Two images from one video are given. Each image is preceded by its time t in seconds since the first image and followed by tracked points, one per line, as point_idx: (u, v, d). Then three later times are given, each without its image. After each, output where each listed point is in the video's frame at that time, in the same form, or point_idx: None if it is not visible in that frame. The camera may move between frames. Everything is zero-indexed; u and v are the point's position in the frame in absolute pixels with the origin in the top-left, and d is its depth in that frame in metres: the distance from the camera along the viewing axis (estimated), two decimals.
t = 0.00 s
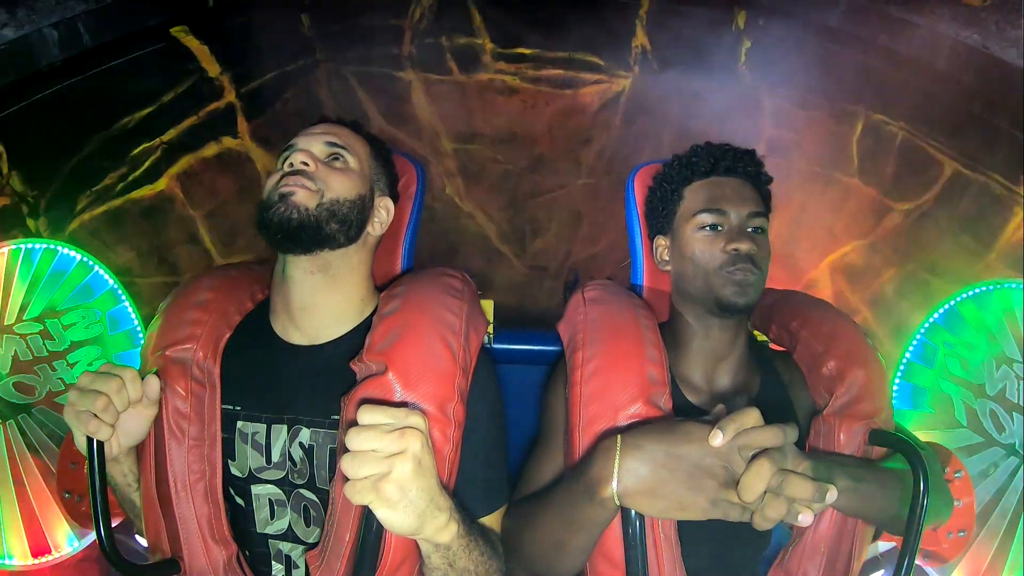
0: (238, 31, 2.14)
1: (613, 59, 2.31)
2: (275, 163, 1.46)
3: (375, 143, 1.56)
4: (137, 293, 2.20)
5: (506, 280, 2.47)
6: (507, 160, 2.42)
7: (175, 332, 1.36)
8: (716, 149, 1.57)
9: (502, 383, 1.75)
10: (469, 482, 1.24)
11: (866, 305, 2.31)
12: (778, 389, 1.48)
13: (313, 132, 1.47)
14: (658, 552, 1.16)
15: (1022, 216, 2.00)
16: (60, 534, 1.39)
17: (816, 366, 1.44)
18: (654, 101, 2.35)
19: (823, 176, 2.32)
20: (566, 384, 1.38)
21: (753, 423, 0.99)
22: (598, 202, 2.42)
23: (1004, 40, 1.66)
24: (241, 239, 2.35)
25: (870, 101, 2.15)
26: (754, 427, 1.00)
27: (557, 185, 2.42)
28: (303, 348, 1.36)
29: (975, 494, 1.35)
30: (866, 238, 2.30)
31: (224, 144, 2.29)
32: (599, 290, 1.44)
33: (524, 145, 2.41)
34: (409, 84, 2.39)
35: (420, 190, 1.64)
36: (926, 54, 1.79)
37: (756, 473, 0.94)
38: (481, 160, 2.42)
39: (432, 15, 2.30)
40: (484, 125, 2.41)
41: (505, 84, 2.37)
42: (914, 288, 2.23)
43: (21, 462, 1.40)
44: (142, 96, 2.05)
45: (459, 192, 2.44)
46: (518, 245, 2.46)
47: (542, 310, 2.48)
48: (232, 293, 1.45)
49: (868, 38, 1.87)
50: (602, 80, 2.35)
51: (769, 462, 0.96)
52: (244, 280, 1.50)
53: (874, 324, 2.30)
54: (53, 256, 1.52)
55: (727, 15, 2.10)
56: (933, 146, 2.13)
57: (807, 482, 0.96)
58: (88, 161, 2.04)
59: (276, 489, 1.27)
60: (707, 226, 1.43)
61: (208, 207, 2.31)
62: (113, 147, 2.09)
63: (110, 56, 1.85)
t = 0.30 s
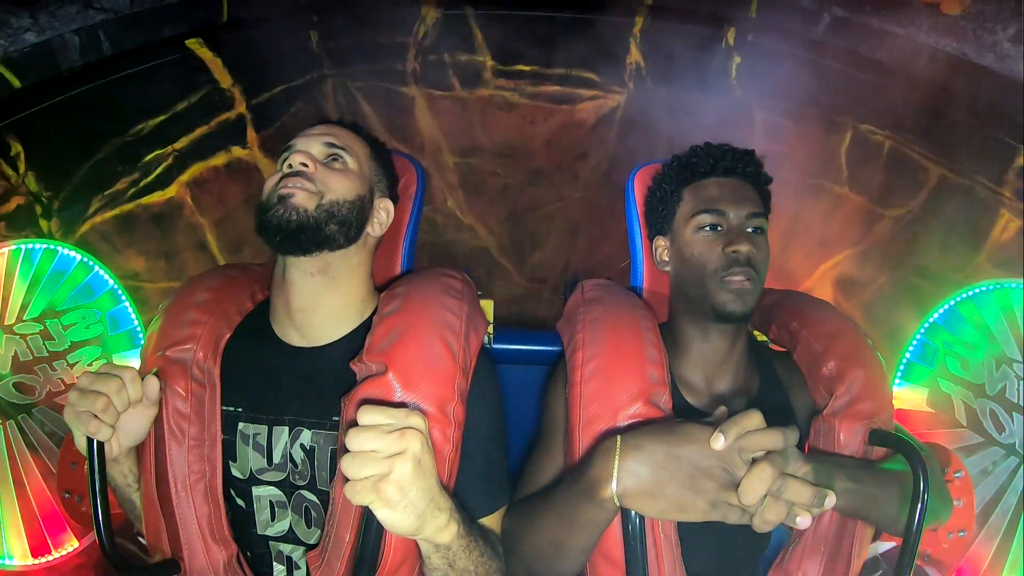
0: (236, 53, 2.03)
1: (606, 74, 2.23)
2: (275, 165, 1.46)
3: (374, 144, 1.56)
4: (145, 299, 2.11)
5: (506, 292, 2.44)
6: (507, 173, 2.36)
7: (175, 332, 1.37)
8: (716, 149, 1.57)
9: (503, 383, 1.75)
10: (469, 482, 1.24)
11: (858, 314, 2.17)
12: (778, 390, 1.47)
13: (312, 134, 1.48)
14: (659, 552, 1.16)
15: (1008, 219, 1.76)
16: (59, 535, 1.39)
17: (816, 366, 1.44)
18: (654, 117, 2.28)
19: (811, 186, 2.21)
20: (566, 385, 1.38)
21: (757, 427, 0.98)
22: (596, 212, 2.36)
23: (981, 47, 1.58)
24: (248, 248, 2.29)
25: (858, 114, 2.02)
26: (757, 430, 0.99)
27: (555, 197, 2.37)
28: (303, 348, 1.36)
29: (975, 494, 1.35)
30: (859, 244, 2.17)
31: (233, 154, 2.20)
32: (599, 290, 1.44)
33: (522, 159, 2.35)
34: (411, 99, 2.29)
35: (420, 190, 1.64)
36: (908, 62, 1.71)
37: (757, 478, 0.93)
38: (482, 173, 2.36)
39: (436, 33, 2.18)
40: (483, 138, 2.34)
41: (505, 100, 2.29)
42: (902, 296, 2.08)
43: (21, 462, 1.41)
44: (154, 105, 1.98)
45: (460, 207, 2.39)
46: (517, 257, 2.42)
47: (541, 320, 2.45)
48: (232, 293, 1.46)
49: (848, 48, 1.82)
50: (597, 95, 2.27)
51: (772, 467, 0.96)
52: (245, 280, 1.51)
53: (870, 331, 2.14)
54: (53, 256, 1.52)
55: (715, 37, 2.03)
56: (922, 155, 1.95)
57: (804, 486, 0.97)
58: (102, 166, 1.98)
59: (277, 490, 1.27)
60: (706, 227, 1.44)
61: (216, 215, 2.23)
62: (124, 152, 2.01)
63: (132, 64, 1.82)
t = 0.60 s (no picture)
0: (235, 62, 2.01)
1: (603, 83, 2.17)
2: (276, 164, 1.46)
3: (375, 144, 1.57)
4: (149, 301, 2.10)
5: (506, 300, 2.34)
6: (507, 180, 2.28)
7: (175, 333, 1.37)
8: (716, 151, 1.59)
9: (502, 383, 1.75)
10: (469, 482, 1.24)
11: (858, 317, 2.13)
12: (777, 390, 1.47)
13: (313, 133, 1.48)
14: (659, 553, 1.16)
15: (1001, 219, 1.89)
16: (59, 535, 1.39)
17: (816, 366, 1.44)
18: (653, 123, 2.19)
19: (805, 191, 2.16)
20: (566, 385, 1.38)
21: (761, 427, 0.99)
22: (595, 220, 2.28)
23: (969, 51, 1.65)
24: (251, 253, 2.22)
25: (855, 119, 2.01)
26: (761, 432, 0.98)
27: (555, 206, 2.28)
28: (303, 349, 1.36)
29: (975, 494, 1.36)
30: (854, 250, 2.13)
31: (239, 159, 2.16)
32: (599, 291, 1.45)
33: (521, 166, 2.27)
34: (413, 108, 2.23)
35: (420, 190, 1.64)
36: (897, 67, 1.75)
37: (757, 483, 0.93)
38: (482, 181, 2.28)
39: (438, 43, 2.13)
40: (485, 148, 2.26)
41: (506, 109, 2.23)
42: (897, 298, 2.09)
43: (22, 462, 1.41)
44: (162, 109, 1.96)
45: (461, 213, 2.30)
46: (517, 264, 2.33)
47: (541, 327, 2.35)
48: (232, 294, 1.46)
49: (840, 53, 1.81)
50: (594, 103, 2.20)
51: (773, 470, 0.96)
52: (245, 281, 1.51)
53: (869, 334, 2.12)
54: (53, 256, 1.51)
55: (709, 47, 1.99)
56: (915, 157, 1.98)
57: (803, 489, 0.98)
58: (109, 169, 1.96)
59: (277, 490, 1.27)
60: (708, 227, 1.43)
61: (222, 219, 2.18)
62: (132, 155, 1.99)
63: (144, 68, 1.84)
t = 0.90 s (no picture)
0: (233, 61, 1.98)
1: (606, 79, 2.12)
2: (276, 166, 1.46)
3: (375, 144, 1.57)
4: (148, 299, 2.13)
5: (509, 295, 2.34)
6: (507, 177, 2.27)
7: (175, 332, 1.36)
8: (713, 149, 1.59)
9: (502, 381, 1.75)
10: (470, 482, 1.24)
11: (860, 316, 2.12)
12: (777, 390, 1.47)
13: (314, 134, 1.48)
14: (659, 553, 1.16)
15: (1005, 219, 1.78)
16: (60, 535, 1.39)
17: (816, 366, 1.44)
18: (658, 120, 2.16)
19: (808, 189, 2.12)
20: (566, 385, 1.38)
21: (765, 429, 0.97)
22: (596, 215, 2.27)
23: (975, 50, 1.59)
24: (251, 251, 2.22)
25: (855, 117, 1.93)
26: (763, 434, 0.98)
27: (555, 202, 2.28)
28: (303, 348, 1.36)
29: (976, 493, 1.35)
30: (853, 251, 2.10)
31: (238, 157, 2.14)
32: (598, 290, 1.45)
33: (523, 164, 2.25)
34: (414, 106, 2.20)
35: (420, 190, 1.64)
36: (900, 67, 1.70)
37: (758, 485, 0.94)
38: (482, 178, 2.26)
39: (438, 40, 2.07)
40: (486, 144, 2.24)
41: (506, 106, 2.19)
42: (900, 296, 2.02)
43: (22, 462, 1.41)
44: (161, 108, 1.94)
45: (461, 211, 2.30)
46: (518, 262, 2.32)
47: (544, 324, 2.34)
48: (232, 294, 1.46)
49: (848, 54, 1.75)
50: (597, 101, 2.16)
51: (773, 471, 0.96)
52: (245, 280, 1.51)
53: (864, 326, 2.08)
54: (53, 256, 1.52)
55: (709, 44, 1.93)
56: (917, 156, 1.89)
57: (803, 489, 0.99)
58: (107, 168, 1.94)
59: (277, 490, 1.27)
60: (704, 220, 1.45)
61: (219, 217, 2.18)
62: (130, 154, 1.97)
63: (142, 67, 1.82)
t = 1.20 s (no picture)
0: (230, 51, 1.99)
1: (609, 67, 2.10)
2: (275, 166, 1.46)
3: (375, 144, 1.57)
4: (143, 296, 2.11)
5: (506, 289, 2.28)
6: (507, 167, 2.21)
7: (175, 332, 1.36)
8: (706, 147, 1.58)
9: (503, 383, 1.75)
10: (470, 482, 1.24)
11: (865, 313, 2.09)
12: (777, 389, 1.47)
13: (312, 134, 1.48)
14: (659, 552, 1.16)
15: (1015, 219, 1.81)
16: (60, 535, 1.38)
17: (816, 366, 1.44)
18: (662, 111, 2.13)
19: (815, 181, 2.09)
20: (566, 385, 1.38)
21: (765, 431, 0.97)
22: (599, 210, 2.22)
23: (992, 45, 1.59)
24: (247, 243, 2.19)
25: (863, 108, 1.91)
26: (764, 436, 0.98)
27: (557, 193, 2.22)
28: (303, 348, 1.36)
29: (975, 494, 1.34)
30: (859, 244, 2.07)
31: (231, 149, 2.13)
32: (599, 290, 1.44)
33: (523, 152, 2.19)
34: (411, 94, 2.16)
35: (420, 190, 1.64)
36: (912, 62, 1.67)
37: (759, 486, 0.94)
38: (482, 168, 2.21)
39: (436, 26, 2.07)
40: (484, 134, 2.19)
41: (506, 95, 2.15)
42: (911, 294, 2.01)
43: (22, 461, 1.41)
44: (149, 102, 1.96)
45: (461, 201, 2.24)
46: (518, 252, 2.27)
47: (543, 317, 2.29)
48: (232, 293, 1.45)
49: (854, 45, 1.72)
50: (600, 89, 2.13)
51: (773, 472, 0.97)
52: (245, 280, 1.50)
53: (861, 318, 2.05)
54: (54, 256, 1.51)
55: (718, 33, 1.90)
56: (928, 151, 1.89)
57: (803, 489, 0.99)
58: (99, 164, 1.97)
59: (276, 490, 1.27)
60: (698, 217, 1.46)
61: (214, 212, 2.16)
62: (120, 149, 1.99)
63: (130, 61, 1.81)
